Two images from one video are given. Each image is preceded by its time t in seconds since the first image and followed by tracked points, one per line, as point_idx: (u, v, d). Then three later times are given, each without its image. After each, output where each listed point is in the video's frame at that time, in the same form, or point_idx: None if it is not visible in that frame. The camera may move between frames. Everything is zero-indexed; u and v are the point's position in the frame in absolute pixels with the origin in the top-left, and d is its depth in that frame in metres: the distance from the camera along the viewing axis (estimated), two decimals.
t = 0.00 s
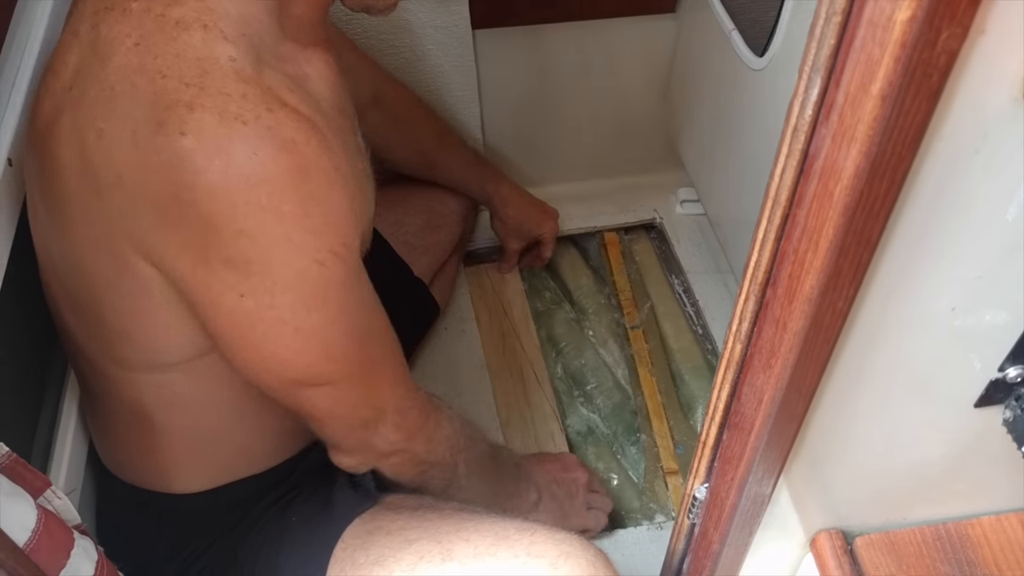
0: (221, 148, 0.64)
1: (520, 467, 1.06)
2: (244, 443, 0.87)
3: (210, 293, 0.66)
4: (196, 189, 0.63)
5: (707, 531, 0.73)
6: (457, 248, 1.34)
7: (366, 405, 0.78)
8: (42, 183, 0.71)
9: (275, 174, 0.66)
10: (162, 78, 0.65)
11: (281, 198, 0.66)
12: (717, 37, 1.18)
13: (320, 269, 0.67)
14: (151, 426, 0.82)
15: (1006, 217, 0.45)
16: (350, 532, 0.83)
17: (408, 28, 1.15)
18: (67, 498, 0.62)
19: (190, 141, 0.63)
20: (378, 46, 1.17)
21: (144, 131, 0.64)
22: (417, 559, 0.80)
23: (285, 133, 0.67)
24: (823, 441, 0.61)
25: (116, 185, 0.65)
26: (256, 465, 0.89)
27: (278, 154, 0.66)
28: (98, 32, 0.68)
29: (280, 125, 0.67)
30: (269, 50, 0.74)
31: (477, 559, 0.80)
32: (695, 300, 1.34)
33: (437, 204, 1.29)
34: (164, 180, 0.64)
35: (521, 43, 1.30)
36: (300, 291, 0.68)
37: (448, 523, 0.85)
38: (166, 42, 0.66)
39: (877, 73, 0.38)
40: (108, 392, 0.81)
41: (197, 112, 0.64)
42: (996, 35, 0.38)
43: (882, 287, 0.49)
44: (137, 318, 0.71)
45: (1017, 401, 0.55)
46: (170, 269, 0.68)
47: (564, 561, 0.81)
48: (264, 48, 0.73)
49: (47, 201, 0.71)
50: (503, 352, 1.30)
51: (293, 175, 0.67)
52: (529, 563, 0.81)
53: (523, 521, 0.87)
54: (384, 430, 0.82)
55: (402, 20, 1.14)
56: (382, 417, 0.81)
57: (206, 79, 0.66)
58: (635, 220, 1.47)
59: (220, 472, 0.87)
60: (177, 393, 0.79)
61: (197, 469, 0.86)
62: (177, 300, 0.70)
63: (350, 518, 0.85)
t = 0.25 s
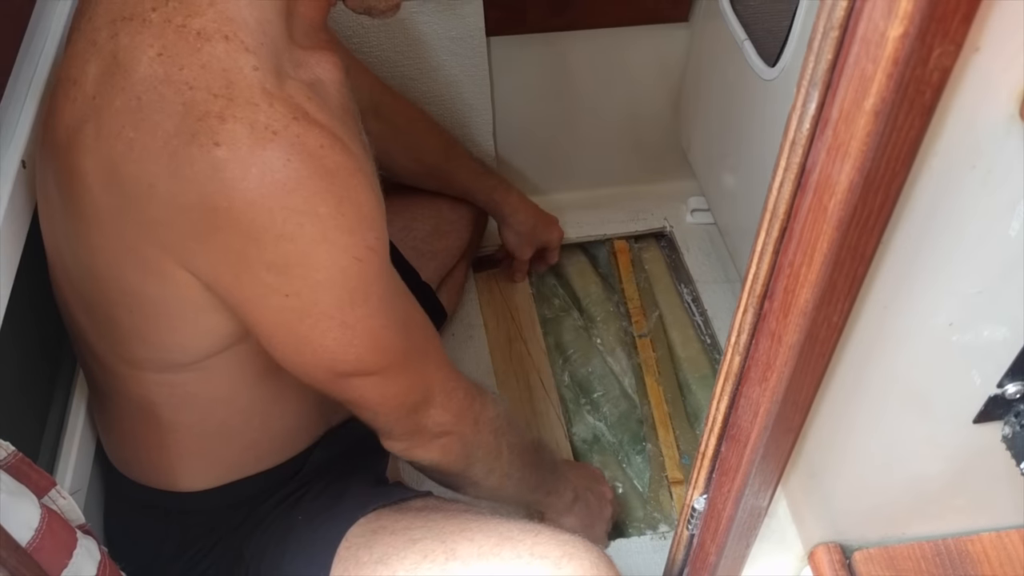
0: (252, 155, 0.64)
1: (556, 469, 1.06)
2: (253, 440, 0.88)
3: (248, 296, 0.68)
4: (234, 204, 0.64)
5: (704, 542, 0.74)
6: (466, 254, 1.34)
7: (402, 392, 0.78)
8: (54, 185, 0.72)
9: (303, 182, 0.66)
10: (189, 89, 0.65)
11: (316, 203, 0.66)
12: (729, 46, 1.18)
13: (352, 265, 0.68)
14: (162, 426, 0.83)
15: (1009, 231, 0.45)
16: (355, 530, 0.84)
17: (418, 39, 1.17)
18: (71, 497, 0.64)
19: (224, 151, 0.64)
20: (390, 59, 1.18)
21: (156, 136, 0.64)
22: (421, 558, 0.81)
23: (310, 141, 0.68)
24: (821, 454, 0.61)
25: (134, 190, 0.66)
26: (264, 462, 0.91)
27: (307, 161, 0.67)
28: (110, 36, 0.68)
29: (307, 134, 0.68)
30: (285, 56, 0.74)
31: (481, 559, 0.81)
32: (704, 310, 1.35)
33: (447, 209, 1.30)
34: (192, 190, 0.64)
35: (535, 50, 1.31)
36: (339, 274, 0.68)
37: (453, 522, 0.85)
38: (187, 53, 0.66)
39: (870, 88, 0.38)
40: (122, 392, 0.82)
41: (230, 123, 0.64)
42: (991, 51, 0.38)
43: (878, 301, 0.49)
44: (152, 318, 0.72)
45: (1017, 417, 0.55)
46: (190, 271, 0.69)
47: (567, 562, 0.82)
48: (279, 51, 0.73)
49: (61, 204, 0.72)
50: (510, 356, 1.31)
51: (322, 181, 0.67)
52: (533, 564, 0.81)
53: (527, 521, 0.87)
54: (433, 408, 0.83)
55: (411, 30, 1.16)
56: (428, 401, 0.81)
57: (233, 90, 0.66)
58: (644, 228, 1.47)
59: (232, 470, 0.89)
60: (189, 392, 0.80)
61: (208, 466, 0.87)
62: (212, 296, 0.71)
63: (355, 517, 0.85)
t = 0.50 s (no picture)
0: (263, 161, 0.64)
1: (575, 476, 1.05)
2: (255, 444, 0.88)
3: (255, 301, 0.68)
4: (244, 210, 0.64)
5: (697, 549, 0.74)
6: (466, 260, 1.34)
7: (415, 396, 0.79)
8: (54, 187, 0.72)
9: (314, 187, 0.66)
10: (199, 94, 0.64)
11: (327, 208, 0.66)
12: (731, 53, 1.18)
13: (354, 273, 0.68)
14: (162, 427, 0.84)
15: (1001, 242, 0.45)
16: (357, 532, 0.84)
17: (419, 45, 1.18)
18: (69, 498, 0.64)
19: (234, 156, 0.64)
20: (394, 67, 1.19)
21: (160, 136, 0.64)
22: (424, 560, 0.80)
23: (320, 144, 0.67)
24: (813, 461, 0.61)
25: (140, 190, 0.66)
26: (264, 465, 0.90)
27: (317, 165, 0.67)
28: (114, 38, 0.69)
29: (317, 139, 0.68)
30: (295, 61, 0.73)
31: (482, 561, 0.81)
32: (703, 317, 1.35)
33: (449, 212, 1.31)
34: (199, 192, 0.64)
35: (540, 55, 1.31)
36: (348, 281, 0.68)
37: (455, 525, 0.85)
38: (196, 57, 0.65)
39: (858, 97, 0.38)
40: (124, 392, 0.82)
41: (239, 127, 0.64)
42: (978, 61, 0.38)
43: (869, 310, 0.49)
44: (157, 321, 0.73)
45: (1008, 426, 0.55)
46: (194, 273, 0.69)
47: (568, 565, 0.81)
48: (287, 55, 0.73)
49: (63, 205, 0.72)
50: (544, 343, 1.32)
51: (333, 186, 0.67)
52: (535, 565, 0.81)
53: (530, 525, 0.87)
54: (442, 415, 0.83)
55: (412, 38, 1.17)
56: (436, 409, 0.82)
57: (242, 95, 0.65)
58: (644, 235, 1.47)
59: (233, 473, 0.89)
60: (191, 394, 0.81)
61: (210, 469, 0.87)
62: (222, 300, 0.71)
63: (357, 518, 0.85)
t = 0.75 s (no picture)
0: (277, 157, 0.64)
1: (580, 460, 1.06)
2: (258, 442, 0.88)
3: (266, 296, 0.68)
4: (258, 206, 0.63)
5: (696, 547, 0.74)
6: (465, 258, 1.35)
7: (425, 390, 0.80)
8: (58, 186, 0.72)
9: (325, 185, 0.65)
10: (211, 91, 0.64)
11: (342, 203, 0.66)
12: (729, 51, 1.18)
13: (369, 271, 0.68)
14: (164, 425, 0.84)
15: (996, 241, 0.46)
16: (358, 530, 0.84)
17: (423, 42, 1.18)
18: (69, 498, 0.64)
19: (248, 153, 0.63)
20: (396, 62, 1.20)
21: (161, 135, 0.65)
22: (425, 559, 0.81)
23: (333, 143, 0.67)
24: (811, 459, 0.61)
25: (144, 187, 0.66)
26: (266, 464, 0.91)
27: (330, 163, 0.66)
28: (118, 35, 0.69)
29: (330, 137, 0.67)
30: (306, 60, 0.73)
31: (484, 559, 0.82)
32: (703, 316, 1.36)
33: (450, 211, 1.31)
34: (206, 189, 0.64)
35: (542, 51, 1.31)
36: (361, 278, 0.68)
37: (456, 523, 0.85)
38: (209, 54, 0.65)
39: (853, 96, 0.39)
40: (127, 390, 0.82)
41: (253, 125, 0.64)
42: (973, 60, 0.38)
43: (865, 309, 0.49)
44: (165, 317, 0.73)
45: (1005, 424, 0.55)
46: (198, 271, 0.69)
47: (569, 562, 0.83)
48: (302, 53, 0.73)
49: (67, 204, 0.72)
50: (561, 311, 1.30)
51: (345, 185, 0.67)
52: (536, 564, 0.82)
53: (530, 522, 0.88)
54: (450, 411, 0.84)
55: (415, 35, 1.17)
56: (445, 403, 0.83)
57: (255, 92, 0.65)
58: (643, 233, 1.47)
59: (237, 471, 0.89)
60: (196, 391, 0.81)
61: (213, 467, 0.88)
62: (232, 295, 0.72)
63: (359, 516, 0.86)
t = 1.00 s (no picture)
0: (272, 151, 0.64)
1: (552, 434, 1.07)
2: (258, 441, 0.89)
3: (257, 293, 0.68)
4: (251, 199, 0.64)
5: (696, 545, 0.74)
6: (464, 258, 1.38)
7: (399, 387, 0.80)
8: (58, 189, 0.73)
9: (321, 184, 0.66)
10: (207, 86, 0.65)
11: (335, 198, 0.67)
12: (727, 49, 1.18)
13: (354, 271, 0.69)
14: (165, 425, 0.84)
15: (996, 237, 0.46)
16: (362, 531, 0.84)
17: (416, 29, 1.19)
18: (67, 502, 0.64)
19: (242, 147, 0.64)
20: (388, 46, 1.20)
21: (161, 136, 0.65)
22: (429, 558, 0.81)
23: (326, 136, 0.68)
24: (811, 456, 0.61)
25: (145, 188, 0.66)
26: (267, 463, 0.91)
27: (323, 157, 0.67)
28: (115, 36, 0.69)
29: (324, 130, 0.68)
30: (301, 56, 0.73)
31: (489, 559, 0.81)
32: (702, 313, 1.37)
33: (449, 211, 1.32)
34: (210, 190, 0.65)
35: (543, 52, 1.30)
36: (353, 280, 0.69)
37: (461, 524, 0.85)
38: (205, 50, 0.65)
39: (850, 95, 0.39)
40: (128, 391, 0.82)
41: (247, 119, 0.64)
42: (970, 58, 0.38)
43: (864, 307, 0.49)
44: (165, 315, 0.73)
45: (1004, 419, 0.56)
46: (198, 270, 0.70)
47: (574, 561, 0.81)
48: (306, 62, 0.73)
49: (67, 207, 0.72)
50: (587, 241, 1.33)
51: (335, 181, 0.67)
52: (540, 564, 0.81)
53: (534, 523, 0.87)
54: (418, 411, 0.85)
55: (409, 23, 1.18)
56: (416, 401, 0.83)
57: (251, 87, 0.65)
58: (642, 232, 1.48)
59: (239, 470, 0.89)
60: (197, 390, 0.81)
61: (214, 466, 0.88)
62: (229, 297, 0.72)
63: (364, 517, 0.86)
